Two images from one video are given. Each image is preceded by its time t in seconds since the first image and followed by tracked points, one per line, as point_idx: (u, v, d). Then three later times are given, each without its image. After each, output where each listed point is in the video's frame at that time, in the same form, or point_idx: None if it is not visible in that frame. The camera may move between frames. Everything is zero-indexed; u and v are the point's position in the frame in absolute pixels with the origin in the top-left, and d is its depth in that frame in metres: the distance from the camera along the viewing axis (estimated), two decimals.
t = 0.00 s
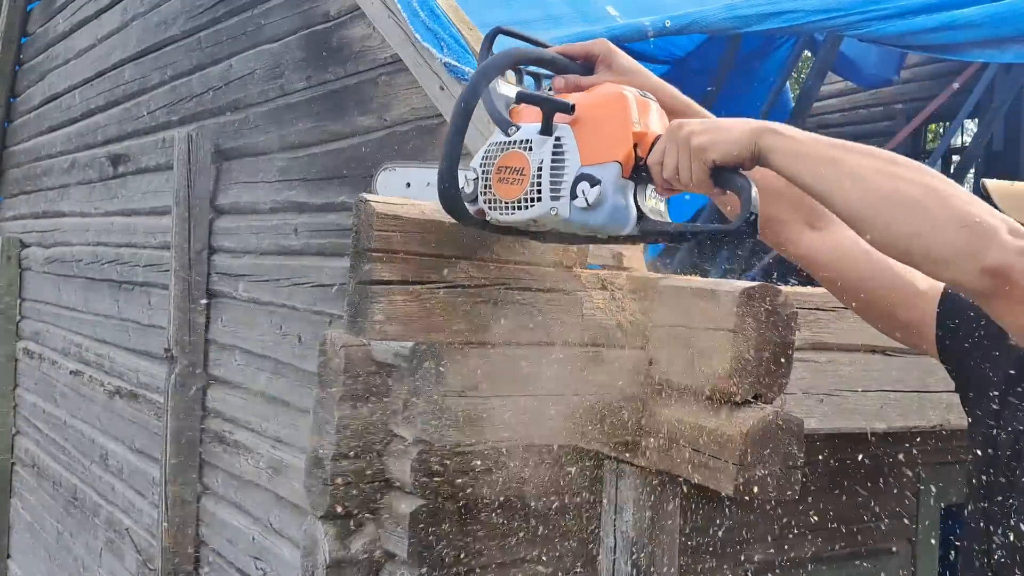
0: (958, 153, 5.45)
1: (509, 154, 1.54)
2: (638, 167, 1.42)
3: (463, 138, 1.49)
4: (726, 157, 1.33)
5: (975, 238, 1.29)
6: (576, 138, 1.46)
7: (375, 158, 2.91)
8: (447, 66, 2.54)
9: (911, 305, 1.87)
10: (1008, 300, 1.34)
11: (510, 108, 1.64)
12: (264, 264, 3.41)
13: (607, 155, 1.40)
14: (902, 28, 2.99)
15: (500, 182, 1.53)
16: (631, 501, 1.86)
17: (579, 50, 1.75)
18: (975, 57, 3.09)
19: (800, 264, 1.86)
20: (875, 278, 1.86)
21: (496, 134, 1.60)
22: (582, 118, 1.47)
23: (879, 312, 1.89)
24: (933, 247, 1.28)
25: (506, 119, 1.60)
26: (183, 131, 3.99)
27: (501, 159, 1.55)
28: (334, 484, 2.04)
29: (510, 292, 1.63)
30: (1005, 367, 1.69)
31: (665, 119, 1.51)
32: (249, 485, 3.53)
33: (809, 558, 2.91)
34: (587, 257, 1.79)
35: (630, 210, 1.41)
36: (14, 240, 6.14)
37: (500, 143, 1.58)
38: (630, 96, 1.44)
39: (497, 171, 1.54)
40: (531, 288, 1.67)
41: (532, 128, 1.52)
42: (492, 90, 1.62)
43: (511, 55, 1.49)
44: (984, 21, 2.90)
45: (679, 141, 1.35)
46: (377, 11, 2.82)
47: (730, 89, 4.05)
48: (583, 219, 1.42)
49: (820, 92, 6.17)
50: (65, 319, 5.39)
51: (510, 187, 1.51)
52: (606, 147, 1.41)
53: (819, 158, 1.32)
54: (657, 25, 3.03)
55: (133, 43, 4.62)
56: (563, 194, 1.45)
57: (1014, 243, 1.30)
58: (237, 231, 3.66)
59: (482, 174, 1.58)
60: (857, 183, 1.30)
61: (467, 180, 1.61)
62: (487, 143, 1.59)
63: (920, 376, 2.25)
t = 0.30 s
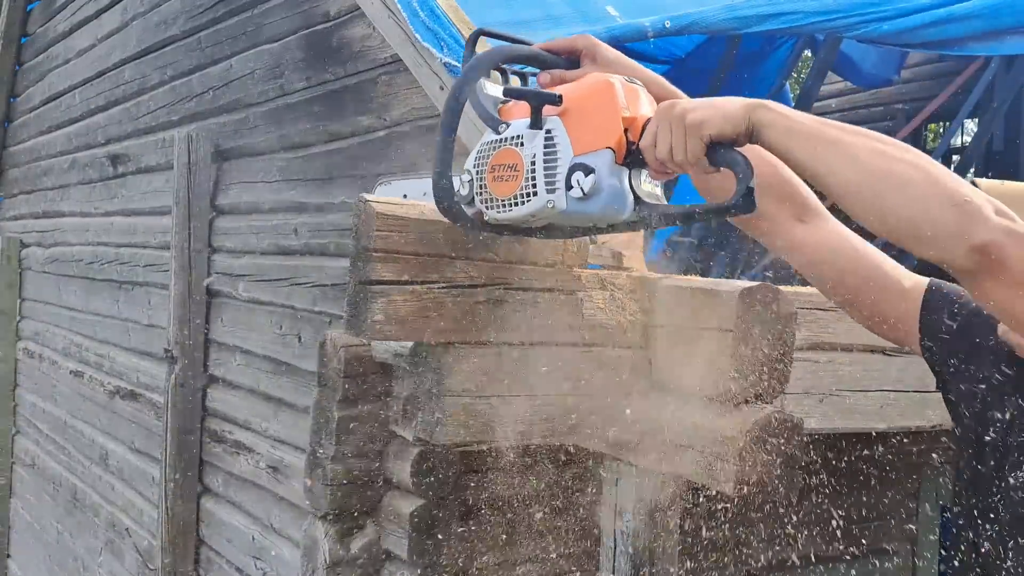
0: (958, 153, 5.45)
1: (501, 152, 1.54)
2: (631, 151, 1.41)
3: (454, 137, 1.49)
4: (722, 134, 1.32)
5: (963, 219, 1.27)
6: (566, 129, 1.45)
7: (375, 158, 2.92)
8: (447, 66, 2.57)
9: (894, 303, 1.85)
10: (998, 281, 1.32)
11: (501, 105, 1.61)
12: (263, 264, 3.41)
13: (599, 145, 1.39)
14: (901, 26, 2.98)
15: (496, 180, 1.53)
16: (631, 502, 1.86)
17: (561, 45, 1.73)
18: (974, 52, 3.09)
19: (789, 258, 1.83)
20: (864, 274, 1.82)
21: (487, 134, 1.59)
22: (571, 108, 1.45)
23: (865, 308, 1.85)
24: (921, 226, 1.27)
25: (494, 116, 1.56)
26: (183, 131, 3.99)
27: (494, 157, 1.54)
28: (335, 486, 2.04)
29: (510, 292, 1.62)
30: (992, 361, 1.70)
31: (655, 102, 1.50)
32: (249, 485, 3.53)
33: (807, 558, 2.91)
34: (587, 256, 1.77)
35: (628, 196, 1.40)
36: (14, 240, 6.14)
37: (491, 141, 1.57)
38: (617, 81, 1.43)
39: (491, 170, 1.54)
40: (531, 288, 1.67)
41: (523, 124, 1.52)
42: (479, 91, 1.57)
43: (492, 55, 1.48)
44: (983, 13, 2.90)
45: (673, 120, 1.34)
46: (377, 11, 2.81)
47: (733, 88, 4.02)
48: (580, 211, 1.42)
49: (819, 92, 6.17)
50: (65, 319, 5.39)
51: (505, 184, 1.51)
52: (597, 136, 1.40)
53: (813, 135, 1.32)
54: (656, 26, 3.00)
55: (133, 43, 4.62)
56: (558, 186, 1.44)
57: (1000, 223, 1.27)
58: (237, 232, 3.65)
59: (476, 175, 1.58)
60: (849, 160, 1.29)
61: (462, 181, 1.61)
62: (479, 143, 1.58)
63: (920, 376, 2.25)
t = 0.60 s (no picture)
0: (958, 153, 5.45)
1: (502, 156, 1.60)
2: (631, 152, 1.44)
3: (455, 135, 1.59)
4: (723, 132, 1.33)
5: (964, 215, 1.27)
6: (565, 134, 1.50)
7: (375, 157, 2.92)
8: (448, 66, 2.57)
9: (892, 299, 1.82)
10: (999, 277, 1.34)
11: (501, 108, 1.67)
12: (263, 264, 3.41)
13: (597, 147, 1.44)
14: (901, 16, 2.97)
15: (498, 184, 1.60)
16: (630, 503, 1.86)
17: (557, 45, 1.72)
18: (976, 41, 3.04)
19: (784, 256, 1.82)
20: (863, 271, 1.80)
21: (486, 137, 1.66)
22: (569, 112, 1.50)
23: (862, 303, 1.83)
24: (923, 224, 1.27)
25: (493, 121, 1.64)
26: (183, 130, 3.99)
27: (496, 161, 1.61)
28: (334, 486, 2.04)
29: (510, 292, 1.62)
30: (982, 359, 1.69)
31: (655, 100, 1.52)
32: (249, 485, 3.53)
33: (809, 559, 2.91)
34: (587, 256, 1.77)
35: (629, 198, 1.43)
36: (14, 240, 6.14)
37: (493, 145, 1.64)
38: (613, 83, 1.46)
39: (493, 174, 1.61)
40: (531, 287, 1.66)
41: (522, 128, 1.58)
42: (474, 96, 1.64)
43: (489, 58, 1.55)
44: None
45: (672, 122, 1.37)
46: (376, 11, 2.81)
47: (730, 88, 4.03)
48: (581, 212, 1.47)
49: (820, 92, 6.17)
50: (65, 319, 5.39)
51: (506, 188, 1.59)
52: (595, 139, 1.44)
53: (811, 134, 1.31)
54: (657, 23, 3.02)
55: (133, 43, 4.62)
56: (558, 189, 1.50)
57: (1003, 222, 1.29)
58: (237, 232, 3.65)
59: (478, 179, 1.65)
60: (849, 159, 1.28)
61: (464, 185, 1.68)
62: (478, 147, 1.65)
63: (920, 376, 2.25)
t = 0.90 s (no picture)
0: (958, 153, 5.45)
1: (504, 176, 1.52)
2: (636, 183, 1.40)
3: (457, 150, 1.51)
4: (726, 172, 1.33)
5: (977, 246, 1.26)
6: (570, 158, 1.43)
7: (375, 158, 2.92)
8: (448, 66, 2.55)
9: (901, 301, 1.83)
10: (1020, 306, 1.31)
11: (502, 124, 1.59)
12: (263, 264, 3.41)
13: (601, 177, 1.38)
14: (902, 15, 2.97)
15: (498, 206, 1.52)
16: (631, 502, 1.86)
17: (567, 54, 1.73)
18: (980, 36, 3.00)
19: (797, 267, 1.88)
20: (869, 275, 1.83)
21: (488, 153, 1.56)
22: (573, 137, 1.44)
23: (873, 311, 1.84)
24: (934, 256, 1.26)
25: (497, 138, 1.55)
26: (183, 130, 3.99)
27: (497, 181, 1.53)
28: (334, 487, 2.04)
29: (509, 292, 1.62)
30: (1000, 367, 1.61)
31: (660, 127, 1.48)
32: (249, 486, 3.53)
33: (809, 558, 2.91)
34: (587, 258, 1.78)
35: (630, 227, 1.38)
36: (14, 241, 6.13)
37: (493, 163, 1.55)
38: (619, 112, 1.41)
39: (494, 195, 1.52)
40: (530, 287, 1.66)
41: (525, 148, 1.50)
42: (482, 106, 1.56)
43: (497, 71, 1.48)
44: None
45: (675, 157, 1.34)
46: (377, 11, 2.81)
47: (729, 90, 4.03)
48: (582, 242, 1.41)
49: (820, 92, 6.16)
50: (65, 319, 5.39)
51: (507, 211, 1.51)
52: (599, 168, 1.39)
53: (817, 169, 1.32)
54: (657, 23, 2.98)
55: (133, 43, 4.62)
56: (559, 217, 1.44)
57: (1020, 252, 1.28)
58: (236, 232, 3.65)
59: (477, 195, 1.56)
60: (856, 193, 1.29)
61: (462, 199, 1.58)
62: (480, 163, 1.56)
63: (921, 376, 2.24)
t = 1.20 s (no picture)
0: (958, 153, 5.45)
1: (504, 176, 1.51)
2: (634, 184, 1.40)
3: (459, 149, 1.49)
4: (724, 174, 1.33)
5: (975, 252, 1.24)
6: (570, 160, 1.42)
7: (375, 158, 2.92)
8: (447, 66, 2.56)
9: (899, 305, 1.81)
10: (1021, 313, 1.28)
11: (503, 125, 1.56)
12: (264, 264, 3.41)
13: (601, 178, 1.38)
14: (905, 17, 2.98)
15: (498, 206, 1.50)
16: (631, 502, 1.86)
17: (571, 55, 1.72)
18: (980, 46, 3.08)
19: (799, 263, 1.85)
20: (871, 274, 1.81)
21: (488, 154, 1.55)
22: (574, 138, 1.43)
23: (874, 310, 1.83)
24: (932, 261, 1.25)
25: (498, 137, 1.52)
26: (183, 130, 3.99)
27: (497, 181, 1.51)
28: (334, 486, 2.05)
29: (510, 292, 1.62)
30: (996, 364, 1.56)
31: (660, 130, 1.48)
32: (249, 486, 3.53)
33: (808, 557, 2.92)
34: (587, 257, 1.77)
35: (630, 229, 1.37)
36: (14, 241, 6.13)
37: (494, 164, 1.53)
38: (621, 114, 1.41)
39: (494, 194, 1.51)
40: (531, 288, 1.66)
41: (526, 149, 1.49)
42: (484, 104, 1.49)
43: (499, 71, 1.45)
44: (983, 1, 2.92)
45: (673, 159, 1.35)
46: (377, 12, 2.81)
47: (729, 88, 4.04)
48: (582, 243, 1.41)
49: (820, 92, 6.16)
50: (65, 319, 5.39)
51: (507, 211, 1.49)
52: (600, 169, 1.38)
53: (817, 172, 1.32)
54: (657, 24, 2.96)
55: (133, 42, 4.62)
56: (559, 217, 1.43)
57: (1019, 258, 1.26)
58: (236, 232, 3.65)
59: (477, 194, 1.54)
60: (856, 196, 1.28)
61: (461, 200, 1.57)
62: (481, 164, 1.55)
63: (921, 376, 2.25)
